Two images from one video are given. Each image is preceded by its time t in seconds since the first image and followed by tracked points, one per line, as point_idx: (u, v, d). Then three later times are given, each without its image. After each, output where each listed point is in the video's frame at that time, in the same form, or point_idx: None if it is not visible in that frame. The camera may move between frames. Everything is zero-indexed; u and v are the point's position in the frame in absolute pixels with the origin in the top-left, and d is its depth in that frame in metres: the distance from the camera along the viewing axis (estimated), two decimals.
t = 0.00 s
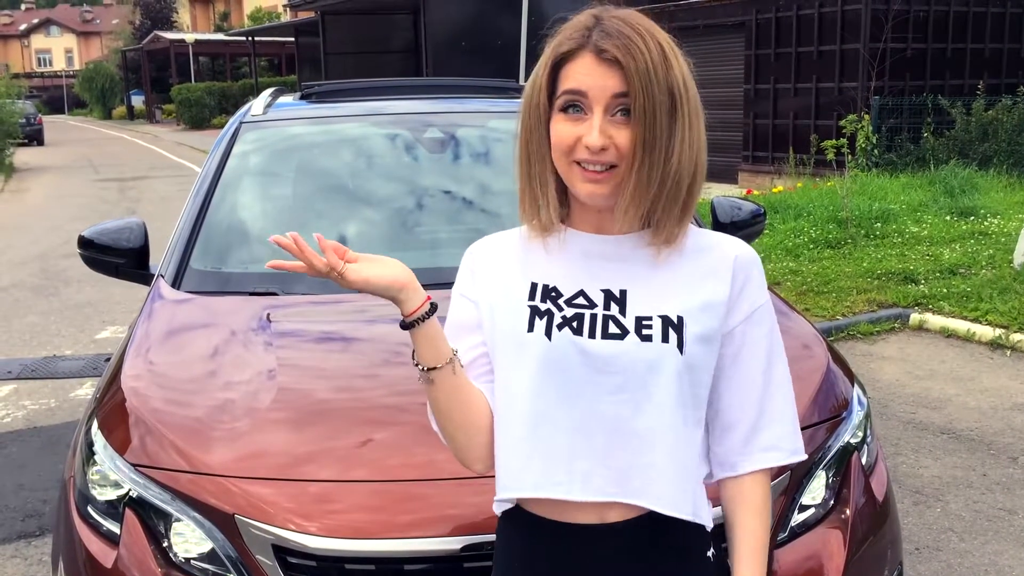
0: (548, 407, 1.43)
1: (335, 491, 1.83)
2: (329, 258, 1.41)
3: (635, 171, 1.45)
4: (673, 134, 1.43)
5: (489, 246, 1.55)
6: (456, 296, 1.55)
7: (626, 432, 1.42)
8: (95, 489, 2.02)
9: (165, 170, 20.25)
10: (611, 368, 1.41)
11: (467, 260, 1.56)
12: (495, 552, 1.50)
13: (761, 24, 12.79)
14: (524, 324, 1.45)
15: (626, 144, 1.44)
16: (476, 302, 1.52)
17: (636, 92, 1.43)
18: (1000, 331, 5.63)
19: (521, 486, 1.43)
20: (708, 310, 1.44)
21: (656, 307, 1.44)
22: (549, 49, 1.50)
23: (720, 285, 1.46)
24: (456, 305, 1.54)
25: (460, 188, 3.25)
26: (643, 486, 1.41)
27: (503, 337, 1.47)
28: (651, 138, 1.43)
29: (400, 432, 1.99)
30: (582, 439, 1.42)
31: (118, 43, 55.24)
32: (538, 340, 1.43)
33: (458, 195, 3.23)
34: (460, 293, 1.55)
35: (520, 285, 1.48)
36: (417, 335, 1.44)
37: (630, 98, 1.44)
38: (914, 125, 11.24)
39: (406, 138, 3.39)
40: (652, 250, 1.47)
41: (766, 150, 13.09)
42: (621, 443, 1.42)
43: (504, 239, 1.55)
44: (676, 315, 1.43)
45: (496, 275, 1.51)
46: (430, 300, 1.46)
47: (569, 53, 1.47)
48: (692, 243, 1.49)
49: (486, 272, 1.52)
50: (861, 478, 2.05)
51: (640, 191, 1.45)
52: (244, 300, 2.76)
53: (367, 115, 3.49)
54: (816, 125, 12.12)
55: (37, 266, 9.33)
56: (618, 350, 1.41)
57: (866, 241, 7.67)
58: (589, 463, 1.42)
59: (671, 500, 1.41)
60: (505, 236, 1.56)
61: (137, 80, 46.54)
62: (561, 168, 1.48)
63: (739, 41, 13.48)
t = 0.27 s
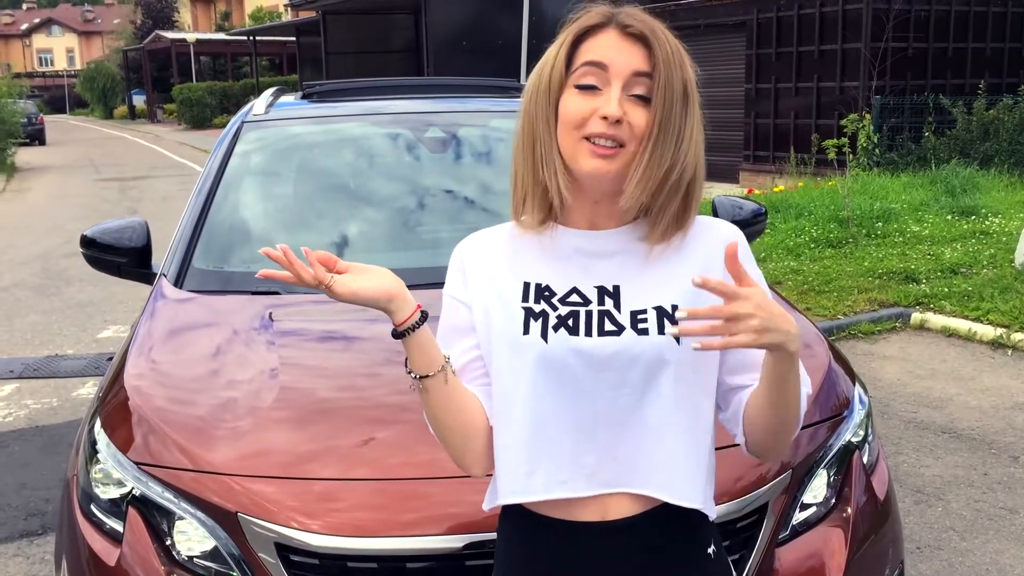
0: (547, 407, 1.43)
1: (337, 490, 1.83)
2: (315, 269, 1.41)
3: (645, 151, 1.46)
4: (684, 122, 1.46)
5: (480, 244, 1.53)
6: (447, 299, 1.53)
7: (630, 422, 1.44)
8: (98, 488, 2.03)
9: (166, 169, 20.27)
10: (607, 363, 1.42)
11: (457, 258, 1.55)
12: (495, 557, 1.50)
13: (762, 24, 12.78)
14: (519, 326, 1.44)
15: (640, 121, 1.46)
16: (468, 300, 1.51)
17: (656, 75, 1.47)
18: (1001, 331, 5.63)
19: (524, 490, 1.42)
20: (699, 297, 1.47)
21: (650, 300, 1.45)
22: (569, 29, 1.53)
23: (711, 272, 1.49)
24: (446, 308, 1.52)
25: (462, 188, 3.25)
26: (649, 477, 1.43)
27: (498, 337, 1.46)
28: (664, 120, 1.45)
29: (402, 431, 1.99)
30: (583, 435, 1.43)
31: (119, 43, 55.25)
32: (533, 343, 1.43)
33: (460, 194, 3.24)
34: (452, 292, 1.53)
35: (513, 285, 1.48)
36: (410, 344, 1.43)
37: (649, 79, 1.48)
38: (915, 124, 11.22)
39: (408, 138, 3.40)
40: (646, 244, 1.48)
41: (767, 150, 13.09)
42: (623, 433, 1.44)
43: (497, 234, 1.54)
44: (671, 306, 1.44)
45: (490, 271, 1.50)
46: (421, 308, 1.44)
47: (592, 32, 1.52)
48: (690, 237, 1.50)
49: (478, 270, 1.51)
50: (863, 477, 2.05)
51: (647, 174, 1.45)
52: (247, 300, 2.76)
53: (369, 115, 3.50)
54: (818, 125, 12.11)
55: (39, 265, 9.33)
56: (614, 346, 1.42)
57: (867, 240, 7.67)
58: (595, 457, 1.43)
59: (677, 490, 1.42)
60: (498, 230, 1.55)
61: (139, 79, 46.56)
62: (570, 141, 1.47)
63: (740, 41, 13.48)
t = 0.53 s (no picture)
0: (550, 409, 1.42)
1: (338, 488, 1.84)
2: (311, 303, 1.33)
3: (635, 170, 1.47)
4: (673, 137, 1.46)
5: (478, 255, 1.53)
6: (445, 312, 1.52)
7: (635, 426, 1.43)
8: (99, 486, 2.03)
9: (166, 168, 20.29)
10: (609, 365, 1.42)
11: (457, 269, 1.54)
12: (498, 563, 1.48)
13: (761, 23, 12.80)
14: (520, 330, 1.44)
15: (627, 144, 1.45)
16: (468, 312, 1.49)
17: (643, 94, 1.45)
18: (1000, 330, 5.64)
19: (531, 491, 1.41)
20: (697, 297, 1.49)
21: (649, 300, 1.47)
22: (554, 43, 1.49)
23: (708, 275, 1.51)
24: (445, 321, 1.51)
25: (462, 187, 3.26)
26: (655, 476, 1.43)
27: (501, 346, 1.45)
28: (653, 140, 1.45)
29: (403, 429, 1.99)
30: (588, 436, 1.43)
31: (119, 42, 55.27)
32: (536, 344, 1.43)
33: (460, 193, 3.24)
34: (451, 305, 1.51)
35: (513, 292, 1.47)
36: (413, 364, 1.39)
37: (634, 100, 1.45)
38: (915, 123, 11.20)
39: (408, 137, 3.40)
40: (641, 250, 1.50)
41: (767, 149, 13.09)
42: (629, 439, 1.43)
43: (495, 245, 1.54)
44: (670, 306, 1.47)
45: (491, 280, 1.49)
46: (420, 327, 1.41)
47: (575, 48, 1.48)
48: (685, 241, 1.53)
49: (477, 281, 1.50)
50: (862, 476, 2.05)
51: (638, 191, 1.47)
52: (247, 298, 2.77)
53: (370, 114, 3.50)
54: (818, 124, 12.12)
55: (39, 263, 9.34)
56: (616, 345, 1.43)
57: (867, 239, 7.67)
58: (602, 458, 1.43)
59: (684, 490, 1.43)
60: (495, 242, 1.55)
61: (139, 78, 46.58)
62: (558, 164, 1.47)
63: (739, 40, 13.49)
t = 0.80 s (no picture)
0: (552, 406, 1.42)
1: (336, 487, 1.84)
2: (314, 294, 1.33)
3: (634, 170, 1.46)
4: (672, 136, 1.46)
5: (478, 251, 1.53)
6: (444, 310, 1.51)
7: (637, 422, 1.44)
8: (96, 485, 2.03)
9: (163, 167, 20.29)
10: (611, 361, 1.42)
11: (456, 265, 1.54)
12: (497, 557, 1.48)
13: (759, 23, 12.81)
14: (522, 326, 1.43)
15: (626, 143, 1.45)
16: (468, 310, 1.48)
17: (641, 94, 1.45)
18: (997, 330, 5.64)
19: (532, 488, 1.42)
20: (697, 295, 1.49)
21: (651, 297, 1.47)
22: (551, 43, 1.49)
23: (708, 271, 1.51)
24: (445, 318, 1.50)
25: (460, 186, 3.26)
26: (656, 472, 1.44)
27: (502, 343, 1.44)
28: (651, 140, 1.45)
29: (401, 428, 1.99)
30: (589, 433, 1.43)
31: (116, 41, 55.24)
32: (537, 341, 1.42)
33: (458, 192, 3.24)
34: (451, 302, 1.50)
35: (514, 289, 1.47)
36: (413, 359, 1.39)
37: (633, 100, 1.45)
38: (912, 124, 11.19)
39: (407, 136, 3.40)
40: (639, 248, 1.50)
41: (765, 149, 13.10)
42: (631, 437, 1.44)
43: (495, 241, 1.54)
44: (671, 303, 1.46)
45: (491, 278, 1.49)
46: (421, 322, 1.41)
47: (573, 49, 1.48)
48: (685, 238, 1.53)
49: (477, 278, 1.49)
50: (860, 475, 2.05)
51: (637, 191, 1.46)
52: (244, 297, 2.76)
53: (369, 113, 3.50)
54: (815, 124, 12.13)
55: (37, 262, 9.34)
56: (618, 342, 1.42)
57: (864, 240, 7.68)
58: (604, 454, 1.44)
59: (686, 486, 1.44)
60: (494, 239, 1.55)
61: (137, 78, 46.57)
62: (557, 164, 1.47)
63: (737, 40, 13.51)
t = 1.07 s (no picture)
0: (547, 411, 1.43)
1: (331, 490, 1.84)
2: (307, 296, 1.33)
3: (629, 175, 1.46)
4: (668, 140, 1.46)
5: (474, 255, 1.53)
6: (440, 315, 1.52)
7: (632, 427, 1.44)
8: (89, 488, 2.02)
9: (158, 169, 20.26)
10: (606, 366, 1.43)
11: (452, 269, 1.54)
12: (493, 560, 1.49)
13: (755, 27, 12.83)
14: (518, 331, 1.44)
15: (621, 148, 1.45)
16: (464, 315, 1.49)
17: (636, 99, 1.44)
18: (992, 334, 5.66)
19: (527, 492, 1.42)
20: (693, 299, 1.49)
21: (648, 302, 1.47)
22: (547, 48, 1.49)
23: (705, 276, 1.51)
24: (441, 323, 1.50)
25: (457, 188, 3.26)
26: (652, 476, 1.44)
27: (498, 348, 1.44)
28: (647, 144, 1.45)
29: (397, 431, 1.99)
30: (585, 439, 1.44)
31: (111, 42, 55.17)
32: (533, 346, 1.43)
33: (454, 195, 3.24)
34: (447, 306, 1.51)
35: (510, 294, 1.47)
36: (405, 362, 1.39)
37: (627, 105, 1.45)
38: (907, 128, 11.17)
39: (403, 139, 3.40)
40: (635, 253, 1.50)
41: (760, 152, 13.11)
42: (627, 443, 1.44)
43: (491, 246, 1.54)
44: (667, 308, 1.47)
45: (487, 282, 1.49)
46: (415, 326, 1.40)
47: (567, 55, 1.48)
48: (680, 242, 1.53)
49: (473, 282, 1.50)
50: (854, 479, 2.05)
51: (632, 196, 1.46)
52: (239, 300, 2.76)
53: (365, 116, 3.50)
54: (810, 127, 12.16)
55: (31, 264, 9.32)
56: (613, 347, 1.43)
57: (859, 243, 7.69)
58: (599, 459, 1.44)
59: (681, 492, 1.44)
60: (491, 243, 1.55)
61: (132, 79, 46.51)
62: (553, 170, 1.47)
63: (733, 43, 13.53)
